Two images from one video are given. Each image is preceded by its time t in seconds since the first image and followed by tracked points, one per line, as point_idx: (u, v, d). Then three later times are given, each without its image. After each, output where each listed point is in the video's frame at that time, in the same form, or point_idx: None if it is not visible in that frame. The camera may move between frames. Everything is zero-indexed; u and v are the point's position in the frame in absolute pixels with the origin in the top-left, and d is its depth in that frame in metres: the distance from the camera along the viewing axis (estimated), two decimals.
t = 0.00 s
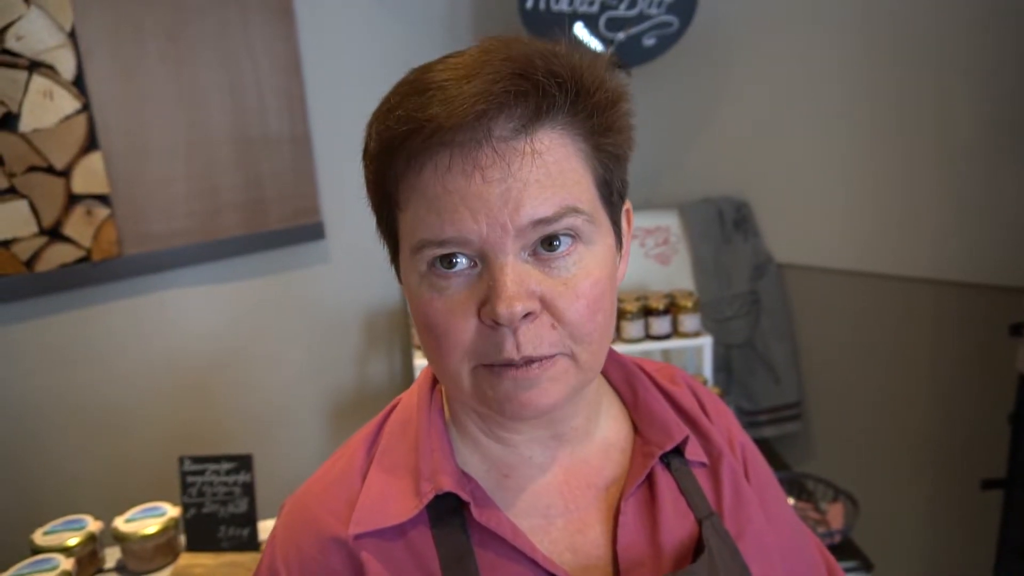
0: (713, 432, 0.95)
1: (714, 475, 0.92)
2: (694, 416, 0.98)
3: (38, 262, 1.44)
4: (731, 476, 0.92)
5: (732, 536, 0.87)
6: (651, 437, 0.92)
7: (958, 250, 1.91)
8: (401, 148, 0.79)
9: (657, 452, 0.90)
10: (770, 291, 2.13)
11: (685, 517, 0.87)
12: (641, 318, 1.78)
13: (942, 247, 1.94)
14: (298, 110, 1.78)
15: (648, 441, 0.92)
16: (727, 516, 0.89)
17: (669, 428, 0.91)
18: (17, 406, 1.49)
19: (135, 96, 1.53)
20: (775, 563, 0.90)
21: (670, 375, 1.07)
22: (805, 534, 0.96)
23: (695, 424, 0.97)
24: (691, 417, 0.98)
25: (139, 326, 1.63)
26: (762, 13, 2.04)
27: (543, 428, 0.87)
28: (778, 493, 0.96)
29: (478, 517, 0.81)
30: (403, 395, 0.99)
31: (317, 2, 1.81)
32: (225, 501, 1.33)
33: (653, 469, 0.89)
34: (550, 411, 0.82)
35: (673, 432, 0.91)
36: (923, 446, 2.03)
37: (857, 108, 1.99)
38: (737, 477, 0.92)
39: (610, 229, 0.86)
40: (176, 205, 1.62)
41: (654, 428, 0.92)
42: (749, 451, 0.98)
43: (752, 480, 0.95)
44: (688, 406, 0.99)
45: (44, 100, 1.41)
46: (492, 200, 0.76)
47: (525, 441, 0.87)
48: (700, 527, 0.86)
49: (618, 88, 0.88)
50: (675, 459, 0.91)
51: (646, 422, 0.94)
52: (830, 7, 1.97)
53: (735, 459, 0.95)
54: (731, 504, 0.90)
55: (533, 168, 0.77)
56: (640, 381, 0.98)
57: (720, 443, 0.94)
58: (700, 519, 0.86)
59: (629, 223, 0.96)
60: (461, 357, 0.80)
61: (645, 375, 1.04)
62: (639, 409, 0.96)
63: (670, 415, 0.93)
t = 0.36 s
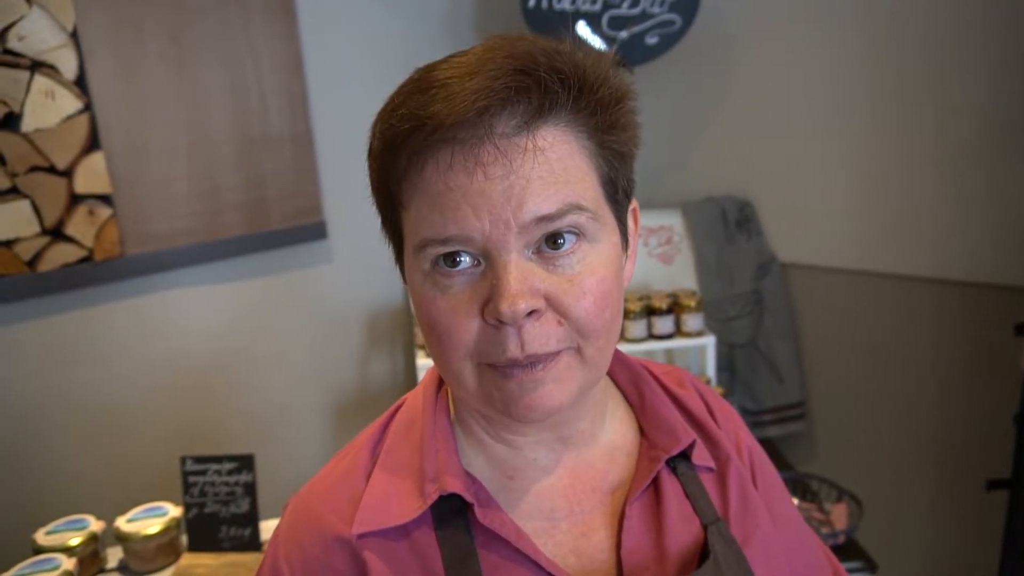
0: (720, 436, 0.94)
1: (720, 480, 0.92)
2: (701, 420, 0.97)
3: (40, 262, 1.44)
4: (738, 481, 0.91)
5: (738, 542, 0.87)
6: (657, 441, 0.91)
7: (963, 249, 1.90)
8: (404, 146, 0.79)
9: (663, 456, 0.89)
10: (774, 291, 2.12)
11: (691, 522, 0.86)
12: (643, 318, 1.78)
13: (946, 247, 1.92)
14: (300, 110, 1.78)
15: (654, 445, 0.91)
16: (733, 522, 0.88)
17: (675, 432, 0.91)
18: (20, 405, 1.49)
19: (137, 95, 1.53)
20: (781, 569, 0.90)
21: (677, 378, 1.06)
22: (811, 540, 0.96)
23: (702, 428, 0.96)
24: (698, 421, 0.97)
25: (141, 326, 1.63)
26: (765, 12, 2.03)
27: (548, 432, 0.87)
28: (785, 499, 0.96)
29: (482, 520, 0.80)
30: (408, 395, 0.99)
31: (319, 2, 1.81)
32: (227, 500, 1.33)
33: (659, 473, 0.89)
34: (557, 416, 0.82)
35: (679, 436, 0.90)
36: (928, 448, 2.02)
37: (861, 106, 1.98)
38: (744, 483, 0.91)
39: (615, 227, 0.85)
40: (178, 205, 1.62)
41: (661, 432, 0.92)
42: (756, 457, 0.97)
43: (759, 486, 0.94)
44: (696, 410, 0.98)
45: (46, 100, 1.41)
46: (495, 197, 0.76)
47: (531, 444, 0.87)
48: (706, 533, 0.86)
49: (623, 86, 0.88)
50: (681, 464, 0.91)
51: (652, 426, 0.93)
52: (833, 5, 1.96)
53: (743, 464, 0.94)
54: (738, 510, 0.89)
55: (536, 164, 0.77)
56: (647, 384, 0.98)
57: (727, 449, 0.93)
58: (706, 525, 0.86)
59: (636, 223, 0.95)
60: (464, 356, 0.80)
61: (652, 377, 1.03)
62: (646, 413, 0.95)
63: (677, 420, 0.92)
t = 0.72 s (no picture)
0: (730, 433, 0.94)
1: (729, 476, 0.91)
2: (711, 415, 0.96)
3: (44, 262, 1.44)
4: (747, 478, 0.90)
5: (747, 539, 0.86)
6: (666, 437, 0.91)
7: (967, 249, 1.89)
8: (397, 143, 0.80)
9: (672, 452, 0.89)
10: (777, 290, 2.11)
11: (700, 517, 0.86)
12: (646, 318, 1.77)
13: (951, 246, 1.91)
14: (303, 110, 1.78)
15: (663, 440, 0.91)
16: (743, 518, 0.88)
17: (684, 428, 0.91)
18: (23, 405, 1.49)
19: (140, 96, 1.53)
20: (791, 566, 0.89)
21: (687, 374, 1.05)
22: (821, 538, 0.95)
23: (711, 424, 0.96)
24: (707, 417, 0.97)
25: (145, 326, 1.63)
26: (768, 12, 2.03)
27: (558, 425, 0.87)
28: (795, 497, 0.95)
29: (492, 514, 0.80)
30: (416, 390, 0.99)
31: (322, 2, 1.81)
32: (229, 500, 1.33)
33: (668, 469, 0.89)
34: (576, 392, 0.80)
35: (688, 432, 0.90)
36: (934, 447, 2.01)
37: (865, 106, 1.97)
38: (753, 479, 0.90)
39: (610, 199, 0.85)
40: (181, 205, 1.62)
41: (670, 428, 0.91)
42: (765, 454, 0.96)
43: (768, 483, 0.94)
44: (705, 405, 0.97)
45: (50, 100, 1.41)
46: (489, 173, 0.76)
47: (541, 438, 0.87)
48: (716, 529, 0.86)
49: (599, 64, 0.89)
50: (690, 460, 0.90)
51: (661, 422, 0.93)
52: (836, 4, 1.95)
53: (752, 461, 0.94)
54: (747, 506, 0.89)
55: (524, 137, 0.78)
56: (656, 380, 0.97)
57: (737, 445, 0.93)
58: (715, 521, 0.85)
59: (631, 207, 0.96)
60: (479, 339, 0.78)
61: (661, 373, 1.03)
62: (654, 409, 0.95)
63: (686, 415, 0.92)
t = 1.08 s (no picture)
0: (730, 433, 0.94)
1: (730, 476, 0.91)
2: (711, 416, 0.96)
3: (44, 262, 1.44)
4: (748, 477, 0.90)
5: (748, 538, 0.86)
6: (666, 437, 0.91)
7: (969, 248, 1.88)
8: (390, 152, 0.79)
9: (672, 452, 0.88)
10: (779, 290, 2.11)
11: (700, 517, 0.86)
12: (647, 317, 1.77)
13: (953, 245, 1.90)
14: (303, 110, 1.78)
15: (662, 441, 0.91)
16: (743, 518, 0.87)
17: (684, 428, 0.90)
18: (23, 405, 1.49)
19: (140, 95, 1.53)
20: (792, 566, 0.88)
21: (687, 374, 1.05)
22: (821, 539, 0.95)
23: (711, 424, 0.95)
24: (707, 416, 0.96)
25: (144, 326, 1.63)
26: (769, 11, 2.02)
27: (555, 427, 0.86)
28: (795, 498, 0.95)
29: (488, 516, 0.80)
30: (415, 391, 0.99)
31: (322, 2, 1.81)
32: (228, 500, 1.33)
33: (667, 469, 0.88)
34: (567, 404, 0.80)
35: (688, 432, 0.89)
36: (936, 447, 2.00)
37: (866, 105, 1.96)
38: (754, 479, 0.90)
39: (608, 211, 0.84)
40: (181, 205, 1.62)
41: (669, 428, 0.91)
42: (766, 455, 0.96)
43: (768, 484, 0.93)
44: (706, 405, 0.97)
45: (50, 100, 1.41)
46: (484, 192, 0.75)
47: (539, 440, 0.86)
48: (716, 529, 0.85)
49: (598, 69, 0.87)
50: (690, 460, 0.90)
51: (660, 422, 0.92)
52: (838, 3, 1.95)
53: (753, 460, 0.93)
54: (748, 506, 0.88)
55: (520, 154, 0.77)
56: (656, 381, 0.97)
57: (737, 444, 0.92)
58: (715, 521, 0.85)
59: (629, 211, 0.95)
60: (470, 355, 0.79)
61: (661, 373, 1.02)
62: (654, 409, 0.94)
63: (685, 415, 0.92)
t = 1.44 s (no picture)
0: (731, 438, 0.93)
1: (731, 483, 0.91)
2: (711, 420, 0.96)
3: (45, 262, 1.44)
4: (749, 483, 0.90)
5: (749, 546, 0.85)
6: (666, 442, 0.91)
7: (971, 248, 1.88)
8: (403, 133, 0.79)
9: (672, 458, 0.88)
10: (780, 290, 2.10)
11: (699, 524, 0.85)
12: (648, 317, 1.77)
13: (954, 245, 1.90)
14: (303, 110, 1.78)
15: (663, 446, 0.91)
16: (744, 525, 0.87)
17: (684, 433, 0.90)
18: (24, 405, 1.49)
19: (141, 96, 1.53)
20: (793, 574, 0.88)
21: (688, 377, 1.05)
22: (823, 546, 0.94)
23: (713, 430, 0.95)
24: (707, 421, 0.96)
25: (145, 326, 1.63)
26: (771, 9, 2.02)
27: (554, 431, 0.86)
28: (796, 504, 0.94)
29: (486, 522, 0.80)
30: (413, 392, 0.99)
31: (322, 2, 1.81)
32: (229, 500, 1.33)
33: (667, 475, 0.88)
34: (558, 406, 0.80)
35: (688, 438, 0.89)
36: (938, 448, 2.00)
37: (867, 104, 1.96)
38: (755, 486, 0.90)
39: (618, 216, 0.84)
40: (182, 205, 1.62)
41: (670, 433, 0.91)
42: (768, 460, 0.96)
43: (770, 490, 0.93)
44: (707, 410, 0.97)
45: (51, 101, 1.41)
46: (493, 180, 0.75)
47: (537, 444, 0.87)
48: (715, 536, 0.85)
49: (626, 74, 0.87)
50: (691, 466, 0.90)
51: (661, 427, 0.92)
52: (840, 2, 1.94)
53: (754, 466, 0.93)
54: (749, 513, 0.88)
55: (533, 147, 0.77)
56: (656, 385, 0.97)
57: (739, 450, 0.92)
58: (715, 529, 0.85)
59: (641, 219, 0.94)
60: (461, 341, 0.79)
61: (662, 376, 1.02)
62: (655, 414, 0.94)
63: (686, 420, 0.92)
